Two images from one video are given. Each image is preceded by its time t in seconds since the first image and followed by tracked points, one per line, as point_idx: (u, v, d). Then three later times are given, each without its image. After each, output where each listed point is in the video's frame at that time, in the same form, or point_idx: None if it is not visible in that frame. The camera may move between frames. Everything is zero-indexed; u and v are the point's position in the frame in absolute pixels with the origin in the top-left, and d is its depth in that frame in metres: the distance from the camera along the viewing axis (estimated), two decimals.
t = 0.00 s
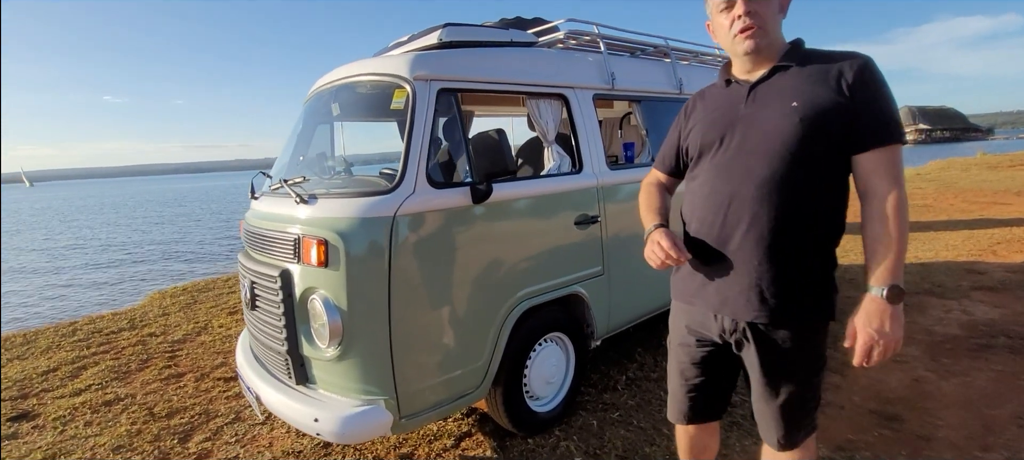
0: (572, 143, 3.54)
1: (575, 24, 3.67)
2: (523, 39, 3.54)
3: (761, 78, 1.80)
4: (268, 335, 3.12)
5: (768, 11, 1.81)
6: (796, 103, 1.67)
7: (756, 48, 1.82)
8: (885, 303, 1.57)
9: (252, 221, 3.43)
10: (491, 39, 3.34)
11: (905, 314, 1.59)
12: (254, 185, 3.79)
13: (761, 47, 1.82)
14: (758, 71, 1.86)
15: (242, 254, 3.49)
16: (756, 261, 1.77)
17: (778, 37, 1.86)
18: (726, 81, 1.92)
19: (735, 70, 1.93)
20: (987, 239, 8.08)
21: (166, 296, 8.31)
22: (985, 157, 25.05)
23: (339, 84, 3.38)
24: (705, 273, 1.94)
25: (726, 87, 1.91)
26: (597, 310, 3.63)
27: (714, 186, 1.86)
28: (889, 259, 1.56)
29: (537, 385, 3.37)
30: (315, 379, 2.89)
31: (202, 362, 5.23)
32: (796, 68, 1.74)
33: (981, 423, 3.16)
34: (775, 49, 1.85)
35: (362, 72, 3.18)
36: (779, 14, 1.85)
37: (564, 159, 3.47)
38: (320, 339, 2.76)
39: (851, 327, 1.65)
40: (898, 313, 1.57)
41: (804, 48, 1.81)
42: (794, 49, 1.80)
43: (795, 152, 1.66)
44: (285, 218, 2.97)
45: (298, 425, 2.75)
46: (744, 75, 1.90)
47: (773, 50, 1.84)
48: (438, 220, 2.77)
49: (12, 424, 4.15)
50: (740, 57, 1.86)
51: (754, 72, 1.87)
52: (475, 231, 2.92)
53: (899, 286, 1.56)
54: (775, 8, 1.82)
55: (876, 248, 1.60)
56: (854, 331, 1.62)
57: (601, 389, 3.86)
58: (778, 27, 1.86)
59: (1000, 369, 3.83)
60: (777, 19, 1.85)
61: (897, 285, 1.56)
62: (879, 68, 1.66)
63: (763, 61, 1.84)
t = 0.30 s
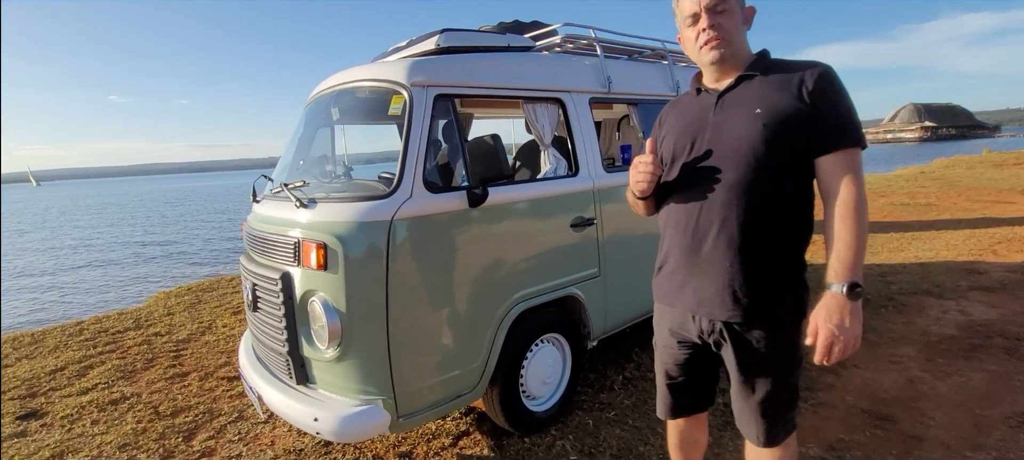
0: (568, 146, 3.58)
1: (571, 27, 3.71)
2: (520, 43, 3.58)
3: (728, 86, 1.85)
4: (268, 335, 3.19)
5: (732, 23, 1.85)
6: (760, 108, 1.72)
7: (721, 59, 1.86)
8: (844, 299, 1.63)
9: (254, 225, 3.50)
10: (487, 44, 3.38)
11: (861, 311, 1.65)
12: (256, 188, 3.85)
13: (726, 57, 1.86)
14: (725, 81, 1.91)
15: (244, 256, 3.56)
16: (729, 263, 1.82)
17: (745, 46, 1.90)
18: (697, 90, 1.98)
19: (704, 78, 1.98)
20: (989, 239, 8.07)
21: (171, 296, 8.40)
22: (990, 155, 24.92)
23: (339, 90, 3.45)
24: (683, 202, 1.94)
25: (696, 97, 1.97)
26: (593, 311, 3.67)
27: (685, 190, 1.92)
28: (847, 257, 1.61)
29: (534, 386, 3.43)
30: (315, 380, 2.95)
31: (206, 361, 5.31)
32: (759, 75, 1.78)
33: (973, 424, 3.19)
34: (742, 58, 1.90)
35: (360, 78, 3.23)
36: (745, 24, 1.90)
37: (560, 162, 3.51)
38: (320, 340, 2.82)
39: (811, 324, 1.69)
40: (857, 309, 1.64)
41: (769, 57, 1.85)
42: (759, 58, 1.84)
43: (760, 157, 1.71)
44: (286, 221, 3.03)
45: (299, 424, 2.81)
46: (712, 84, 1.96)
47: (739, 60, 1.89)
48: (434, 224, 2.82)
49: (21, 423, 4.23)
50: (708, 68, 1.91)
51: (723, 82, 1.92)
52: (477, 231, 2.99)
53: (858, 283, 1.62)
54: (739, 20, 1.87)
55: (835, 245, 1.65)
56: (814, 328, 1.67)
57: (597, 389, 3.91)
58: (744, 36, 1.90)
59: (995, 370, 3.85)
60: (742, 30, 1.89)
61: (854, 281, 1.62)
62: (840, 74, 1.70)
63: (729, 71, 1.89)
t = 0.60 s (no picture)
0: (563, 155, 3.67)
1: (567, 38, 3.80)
2: (518, 53, 3.66)
3: (703, 107, 1.96)
4: (272, 339, 3.28)
5: (711, 45, 1.96)
6: (734, 129, 1.85)
7: (699, 81, 1.97)
8: (794, 306, 1.79)
9: (257, 231, 3.61)
10: (484, 55, 3.47)
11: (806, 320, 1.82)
12: (261, 195, 3.96)
13: (703, 79, 1.97)
14: (701, 100, 2.01)
15: (249, 262, 3.66)
16: (708, 273, 1.95)
17: (721, 68, 2.01)
18: (674, 107, 2.06)
19: (681, 95, 2.07)
20: (988, 242, 8.10)
21: (176, 297, 8.51)
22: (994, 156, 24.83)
23: (340, 101, 3.55)
24: (667, 240, 2.05)
25: (673, 113, 2.05)
26: (588, 316, 3.76)
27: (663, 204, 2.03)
28: (802, 270, 1.80)
29: (531, 389, 3.52)
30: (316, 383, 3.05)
31: (211, 362, 5.42)
32: (732, 97, 1.90)
33: (959, 428, 3.26)
34: (718, 79, 1.99)
35: (361, 90, 3.33)
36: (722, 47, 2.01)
37: (555, 170, 3.60)
38: (321, 344, 2.91)
39: (761, 327, 1.85)
40: (802, 317, 1.81)
41: (740, 79, 1.97)
42: (732, 81, 1.95)
43: (735, 174, 1.84)
44: (289, 229, 3.13)
45: (300, 425, 2.90)
46: (689, 102, 2.06)
47: (715, 81, 1.99)
48: (433, 233, 2.93)
49: (32, 422, 4.35)
50: (687, 88, 2.01)
51: (700, 100, 2.02)
52: (475, 238, 3.09)
53: (807, 293, 1.80)
54: (717, 43, 1.98)
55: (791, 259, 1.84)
56: (764, 329, 1.82)
57: (593, 391, 4.00)
58: (722, 58, 2.00)
59: (984, 374, 3.91)
60: (719, 54, 1.99)
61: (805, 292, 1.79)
62: (804, 98, 1.85)
63: (706, 91, 2.00)
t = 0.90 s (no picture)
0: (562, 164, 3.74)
1: (567, 49, 3.87)
2: (518, 63, 3.73)
3: (685, 126, 2.02)
4: (274, 341, 3.35)
5: (694, 70, 2.04)
6: (716, 149, 1.92)
7: (682, 102, 2.03)
8: (804, 320, 1.88)
9: (260, 233, 3.70)
10: (485, 66, 3.55)
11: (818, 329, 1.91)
12: (264, 197, 4.05)
13: (687, 102, 2.04)
14: (683, 120, 2.08)
15: (252, 264, 3.74)
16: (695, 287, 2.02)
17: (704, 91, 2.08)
18: (658, 126, 2.12)
19: (664, 114, 2.13)
20: (987, 253, 8.14)
21: (179, 294, 8.62)
22: (999, 165, 24.79)
23: (342, 108, 3.63)
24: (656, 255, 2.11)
25: (657, 132, 2.11)
26: (583, 321, 3.83)
27: (651, 221, 2.09)
28: (802, 281, 1.90)
29: (526, 393, 3.59)
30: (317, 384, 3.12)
31: (213, 360, 5.50)
32: (714, 117, 1.97)
33: (945, 439, 3.31)
34: (702, 100, 2.06)
35: (363, 98, 3.41)
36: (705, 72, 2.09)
37: (553, 179, 3.67)
38: (322, 347, 2.99)
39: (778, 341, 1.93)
40: (815, 327, 1.90)
41: (720, 99, 2.05)
42: (713, 101, 2.02)
43: (718, 193, 1.91)
44: (291, 234, 3.21)
45: (299, 425, 2.98)
46: (673, 121, 2.12)
47: (697, 102, 2.06)
48: (432, 239, 3.00)
49: (37, 417, 4.44)
50: (671, 109, 2.07)
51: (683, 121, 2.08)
52: (473, 244, 3.17)
53: (812, 304, 1.89)
54: (700, 68, 2.06)
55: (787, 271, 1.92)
56: (781, 347, 1.91)
57: (588, 396, 4.07)
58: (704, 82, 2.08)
59: (974, 386, 3.96)
60: (702, 76, 2.07)
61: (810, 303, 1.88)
62: (781, 116, 1.93)
63: (689, 111, 2.07)
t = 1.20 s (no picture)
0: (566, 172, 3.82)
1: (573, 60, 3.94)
2: (524, 74, 3.82)
3: (686, 145, 2.10)
4: (282, 343, 3.42)
5: (692, 92, 2.11)
6: (718, 167, 1.99)
7: (683, 123, 2.11)
8: (802, 329, 1.96)
9: (269, 237, 3.77)
10: (493, 76, 3.63)
11: (814, 340, 1.98)
12: (273, 201, 4.12)
13: (687, 123, 2.12)
14: (685, 138, 2.15)
15: (260, 266, 3.81)
16: (696, 300, 2.10)
17: (704, 110, 2.16)
18: (661, 144, 2.20)
19: (667, 132, 2.21)
20: (983, 264, 8.23)
21: (182, 293, 8.68)
22: (998, 175, 24.90)
23: (352, 116, 3.71)
24: (659, 267, 2.19)
25: (661, 149, 2.19)
26: (585, 327, 3.91)
27: (654, 235, 2.17)
28: (801, 294, 1.96)
29: (528, 397, 3.66)
30: (325, 386, 3.19)
31: (217, 359, 5.57)
32: (715, 135, 2.04)
33: (938, 448, 3.39)
34: (701, 120, 2.14)
35: (373, 106, 3.49)
36: (703, 91, 2.17)
37: (558, 188, 3.75)
38: (330, 349, 3.06)
39: (776, 349, 2.02)
40: (811, 338, 1.97)
41: (721, 118, 2.12)
42: (713, 120, 2.10)
43: (719, 210, 1.99)
44: (301, 238, 3.28)
45: (307, 425, 3.05)
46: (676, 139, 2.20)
47: (698, 122, 2.14)
48: (439, 246, 3.07)
49: (45, 413, 4.51)
50: (672, 130, 2.16)
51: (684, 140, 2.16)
52: (479, 251, 3.24)
53: (810, 314, 1.96)
54: (698, 89, 2.14)
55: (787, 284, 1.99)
56: (779, 355, 1.98)
57: (588, 401, 4.14)
58: (703, 102, 2.16)
59: (968, 397, 4.04)
60: (702, 96, 2.15)
61: (808, 315, 1.95)
62: (782, 136, 2.00)
63: (690, 130, 2.14)
